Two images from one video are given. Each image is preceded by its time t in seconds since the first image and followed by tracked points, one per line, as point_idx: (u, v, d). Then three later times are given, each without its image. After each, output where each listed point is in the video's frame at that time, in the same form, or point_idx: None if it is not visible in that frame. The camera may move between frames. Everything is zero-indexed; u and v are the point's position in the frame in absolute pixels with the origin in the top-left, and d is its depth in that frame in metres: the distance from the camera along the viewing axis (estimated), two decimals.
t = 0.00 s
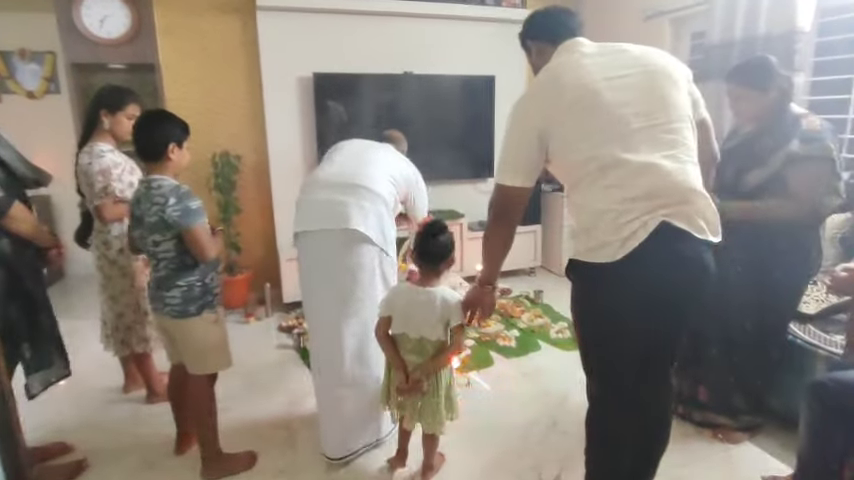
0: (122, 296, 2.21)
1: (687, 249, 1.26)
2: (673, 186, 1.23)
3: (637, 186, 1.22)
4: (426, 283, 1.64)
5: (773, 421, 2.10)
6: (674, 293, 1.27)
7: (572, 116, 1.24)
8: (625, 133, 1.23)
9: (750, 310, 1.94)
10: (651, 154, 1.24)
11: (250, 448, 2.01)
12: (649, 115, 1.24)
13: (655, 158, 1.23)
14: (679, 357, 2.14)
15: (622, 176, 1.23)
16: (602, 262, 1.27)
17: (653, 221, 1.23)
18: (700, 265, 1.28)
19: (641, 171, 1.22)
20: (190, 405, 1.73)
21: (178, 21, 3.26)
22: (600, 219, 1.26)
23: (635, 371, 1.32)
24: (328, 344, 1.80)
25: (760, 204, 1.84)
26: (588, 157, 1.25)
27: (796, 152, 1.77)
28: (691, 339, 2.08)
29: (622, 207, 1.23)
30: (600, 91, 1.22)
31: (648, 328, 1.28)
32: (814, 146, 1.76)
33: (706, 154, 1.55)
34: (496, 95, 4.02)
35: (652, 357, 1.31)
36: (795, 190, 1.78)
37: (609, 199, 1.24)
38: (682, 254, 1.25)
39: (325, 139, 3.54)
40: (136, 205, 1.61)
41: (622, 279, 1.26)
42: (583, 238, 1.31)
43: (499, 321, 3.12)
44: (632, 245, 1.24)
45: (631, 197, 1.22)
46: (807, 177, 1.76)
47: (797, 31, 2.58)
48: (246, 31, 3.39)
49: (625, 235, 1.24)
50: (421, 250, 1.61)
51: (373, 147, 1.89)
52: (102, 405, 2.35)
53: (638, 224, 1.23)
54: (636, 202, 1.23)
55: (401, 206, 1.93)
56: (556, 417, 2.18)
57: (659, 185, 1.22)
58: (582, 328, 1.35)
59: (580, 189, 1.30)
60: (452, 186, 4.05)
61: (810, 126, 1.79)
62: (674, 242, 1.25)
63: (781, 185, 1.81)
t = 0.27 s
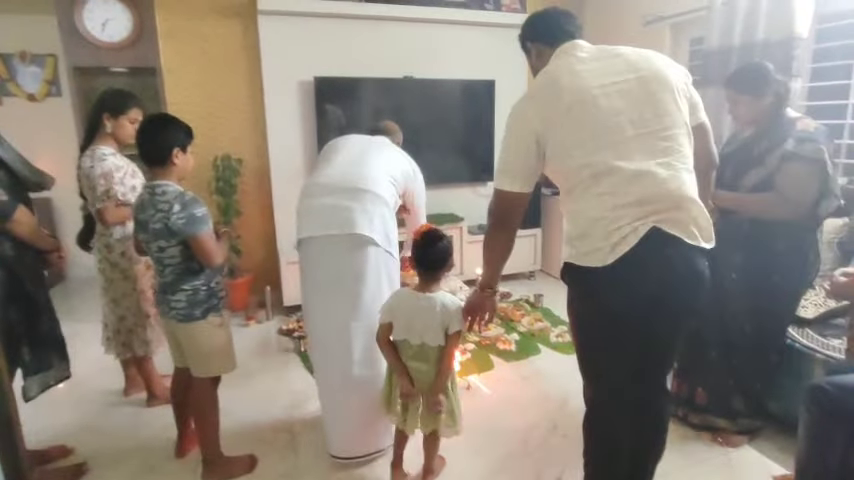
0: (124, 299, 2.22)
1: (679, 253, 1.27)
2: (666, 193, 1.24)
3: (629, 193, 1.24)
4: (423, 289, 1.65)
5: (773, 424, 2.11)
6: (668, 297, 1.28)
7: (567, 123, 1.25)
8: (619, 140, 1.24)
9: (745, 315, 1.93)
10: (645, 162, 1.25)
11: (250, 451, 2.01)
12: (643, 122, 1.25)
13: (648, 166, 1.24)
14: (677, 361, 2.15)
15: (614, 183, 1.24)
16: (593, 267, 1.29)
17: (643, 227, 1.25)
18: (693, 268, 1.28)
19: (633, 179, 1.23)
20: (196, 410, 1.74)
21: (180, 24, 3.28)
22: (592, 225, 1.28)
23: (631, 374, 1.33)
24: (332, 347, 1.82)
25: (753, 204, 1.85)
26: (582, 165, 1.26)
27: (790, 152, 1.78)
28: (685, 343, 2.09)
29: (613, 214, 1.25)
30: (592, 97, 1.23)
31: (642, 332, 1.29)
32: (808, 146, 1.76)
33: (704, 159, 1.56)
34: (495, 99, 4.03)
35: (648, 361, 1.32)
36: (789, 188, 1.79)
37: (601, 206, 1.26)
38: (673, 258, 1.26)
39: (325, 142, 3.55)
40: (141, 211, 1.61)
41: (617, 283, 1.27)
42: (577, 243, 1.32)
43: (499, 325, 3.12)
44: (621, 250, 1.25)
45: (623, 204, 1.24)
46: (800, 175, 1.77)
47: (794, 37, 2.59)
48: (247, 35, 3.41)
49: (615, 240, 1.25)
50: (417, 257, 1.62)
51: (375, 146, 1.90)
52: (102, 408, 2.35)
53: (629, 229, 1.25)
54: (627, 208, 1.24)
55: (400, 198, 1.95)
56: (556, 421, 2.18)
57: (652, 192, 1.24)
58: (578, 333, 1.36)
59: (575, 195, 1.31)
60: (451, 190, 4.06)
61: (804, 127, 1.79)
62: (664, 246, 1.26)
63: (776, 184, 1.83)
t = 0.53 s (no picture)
0: (123, 303, 2.22)
1: (671, 258, 1.27)
2: (660, 200, 1.25)
3: (621, 200, 1.25)
4: (416, 295, 1.65)
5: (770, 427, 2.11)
6: (661, 301, 1.28)
7: (564, 129, 1.26)
8: (614, 146, 1.24)
9: (740, 319, 1.94)
10: (639, 169, 1.26)
11: (248, 455, 2.01)
12: (638, 128, 1.26)
13: (642, 173, 1.25)
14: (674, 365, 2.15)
15: (607, 190, 1.25)
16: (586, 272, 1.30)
17: (635, 234, 1.26)
18: (686, 273, 1.29)
19: (626, 186, 1.25)
20: (197, 415, 1.74)
21: (180, 28, 3.29)
22: (586, 231, 1.28)
23: (626, 379, 1.33)
24: (334, 351, 1.85)
25: (749, 208, 1.85)
26: (577, 171, 1.27)
27: (783, 155, 1.80)
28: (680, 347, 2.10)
29: (606, 221, 1.26)
30: (586, 102, 1.24)
31: (636, 337, 1.30)
32: (801, 150, 1.78)
33: (700, 165, 1.57)
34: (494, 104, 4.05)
35: (643, 366, 1.33)
36: (784, 191, 1.80)
37: (594, 212, 1.27)
38: (666, 263, 1.27)
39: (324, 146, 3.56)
40: (139, 216, 1.62)
41: (610, 288, 1.27)
42: (571, 247, 1.33)
43: (497, 329, 3.13)
44: (613, 256, 1.26)
45: (616, 210, 1.25)
46: (796, 177, 1.78)
47: (790, 43, 2.62)
48: (247, 39, 3.42)
49: (608, 244, 1.26)
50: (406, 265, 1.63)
51: (374, 145, 1.88)
52: (100, 412, 2.35)
53: (621, 234, 1.25)
54: (620, 215, 1.25)
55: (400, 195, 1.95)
56: (554, 425, 2.18)
57: (645, 199, 1.25)
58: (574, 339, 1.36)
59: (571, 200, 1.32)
60: (450, 194, 4.07)
61: (797, 131, 1.80)
62: (657, 251, 1.27)
63: (770, 188, 1.83)
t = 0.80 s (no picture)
0: (119, 307, 2.21)
1: (669, 263, 1.27)
2: (656, 204, 1.25)
3: (618, 205, 1.25)
4: (407, 303, 1.64)
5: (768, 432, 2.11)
6: (659, 306, 1.28)
7: (563, 133, 1.26)
8: (612, 151, 1.25)
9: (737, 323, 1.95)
10: (637, 173, 1.26)
11: (244, 460, 2.00)
12: (636, 133, 1.26)
13: (640, 177, 1.25)
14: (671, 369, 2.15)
15: (604, 195, 1.25)
16: (583, 274, 1.30)
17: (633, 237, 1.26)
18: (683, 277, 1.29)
19: (623, 190, 1.25)
20: (194, 420, 1.74)
21: (178, 32, 3.29)
22: (583, 235, 1.29)
23: (624, 383, 1.33)
24: (332, 354, 1.84)
25: (745, 211, 1.85)
26: (575, 175, 1.27)
27: (776, 159, 1.80)
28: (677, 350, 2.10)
29: (604, 224, 1.26)
30: (584, 106, 1.24)
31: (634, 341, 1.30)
32: (793, 153, 1.79)
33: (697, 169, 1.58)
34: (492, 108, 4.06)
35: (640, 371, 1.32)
36: (778, 194, 1.80)
37: (590, 217, 1.27)
38: (663, 266, 1.27)
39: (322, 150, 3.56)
40: (136, 219, 1.61)
41: (607, 291, 1.27)
42: (568, 250, 1.33)
43: (495, 334, 3.12)
44: (611, 259, 1.26)
45: (613, 214, 1.25)
46: (789, 180, 1.79)
47: (786, 49, 2.64)
48: (245, 43, 3.43)
49: (606, 249, 1.26)
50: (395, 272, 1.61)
51: (373, 144, 1.86)
52: (95, 416, 2.33)
53: (618, 238, 1.26)
54: (617, 219, 1.25)
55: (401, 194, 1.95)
56: (552, 429, 2.18)
57: (642, 203, 1.25)
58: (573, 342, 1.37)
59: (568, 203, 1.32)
60: (448, 198, 4.07)
61: (789, 135, 1.82)
62: (653, 256, 1.27)
63: (764, 191, 1.83)
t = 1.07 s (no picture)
0: (116, 310, 2.21)
1: (666, 265, 1.27)
2: (653, 207, 1.26)
3: (615, 208, 1.25)
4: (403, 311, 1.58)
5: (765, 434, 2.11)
6: (656, 308, 1.28)
7: (561, 136, 1.26)
8: (610, 154, 1.25)
9: (733, 324, 1.95)
10: (634, 176, 1.26)
11: (241, 463, 1.99)
12: (634, 136, 1.26)
13: (637, 180, 1.26)
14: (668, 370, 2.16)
15: (602, 198, 1.26)
16: (581, 276, 1.31)
17: (630, 241, 1.26)
18: (680, 279, 1.29)
19: (621, 194, 1.25)
20: (191, 424, 1.73)
21: (176, 35, 3.29)
22: (580, 238, 1.29)
23: (622, 385, 1.32)
24: (328, 356, 1.84)
25: (739, 214, 1.86)
26: (573, 178, 1.28)
27: (768, 161, 1.81)
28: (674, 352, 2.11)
29: (601, 228, 1.26)
30: (581, 109, 1.25)
31: (631, 343, 1.30)
32: (785, 155, 1.80)
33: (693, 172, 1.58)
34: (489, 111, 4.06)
35: (637, 372, 1.32)
36: (772, 196, 1.81)
37: (587, 220, 1.27)
38: (660, 268, 1.27)
39: (319, 152, 3.56)
40: (133, 221, 1.62)
41: (603, 292, 1.28)
42: (565, 253, 1.34)
43: (492, 337, 3.12)
44: (608, 261, 1.27)
45: (609, 218, 1.25)
46: (781, 182, 1.79)
47: (782, 52, 2.65)
48: (242, 45, 3.42)
49: (603, 251, 1.27)
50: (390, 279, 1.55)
51: (372, 147, 1.87)
52: (91, 420, 2.32)
53: (615, 241, 1.26)
54: (613, 222, 1.26)
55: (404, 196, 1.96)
56: (549, 432, 2.18)
57: (639, 206, 1.25)
58: (572, 344, 1.37)
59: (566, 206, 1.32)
60: (445, 201, 4.07)
61: (781, 137, 1.83)
62: (650, 258, 1.27)
63: (757, 193, 1.84)
